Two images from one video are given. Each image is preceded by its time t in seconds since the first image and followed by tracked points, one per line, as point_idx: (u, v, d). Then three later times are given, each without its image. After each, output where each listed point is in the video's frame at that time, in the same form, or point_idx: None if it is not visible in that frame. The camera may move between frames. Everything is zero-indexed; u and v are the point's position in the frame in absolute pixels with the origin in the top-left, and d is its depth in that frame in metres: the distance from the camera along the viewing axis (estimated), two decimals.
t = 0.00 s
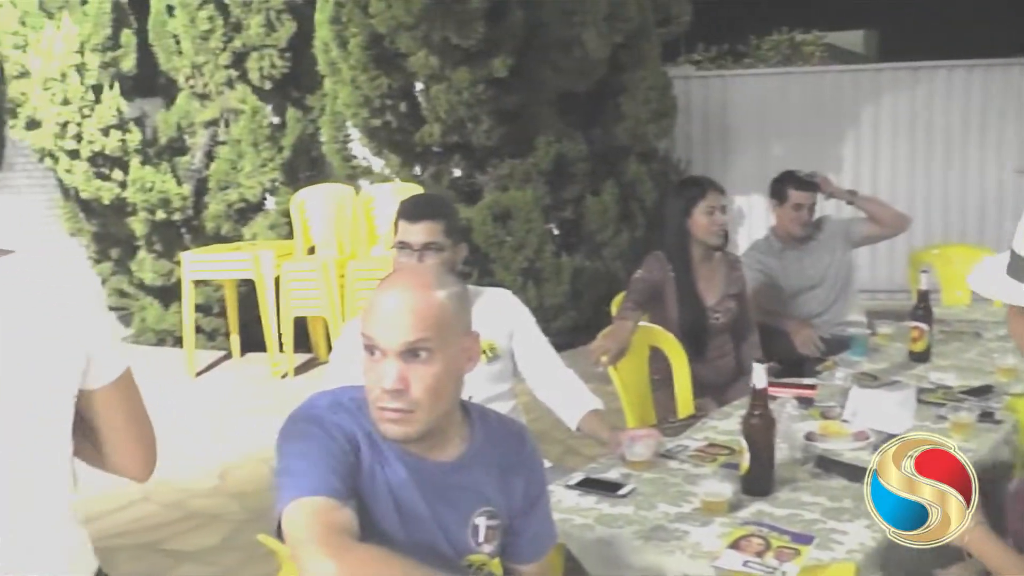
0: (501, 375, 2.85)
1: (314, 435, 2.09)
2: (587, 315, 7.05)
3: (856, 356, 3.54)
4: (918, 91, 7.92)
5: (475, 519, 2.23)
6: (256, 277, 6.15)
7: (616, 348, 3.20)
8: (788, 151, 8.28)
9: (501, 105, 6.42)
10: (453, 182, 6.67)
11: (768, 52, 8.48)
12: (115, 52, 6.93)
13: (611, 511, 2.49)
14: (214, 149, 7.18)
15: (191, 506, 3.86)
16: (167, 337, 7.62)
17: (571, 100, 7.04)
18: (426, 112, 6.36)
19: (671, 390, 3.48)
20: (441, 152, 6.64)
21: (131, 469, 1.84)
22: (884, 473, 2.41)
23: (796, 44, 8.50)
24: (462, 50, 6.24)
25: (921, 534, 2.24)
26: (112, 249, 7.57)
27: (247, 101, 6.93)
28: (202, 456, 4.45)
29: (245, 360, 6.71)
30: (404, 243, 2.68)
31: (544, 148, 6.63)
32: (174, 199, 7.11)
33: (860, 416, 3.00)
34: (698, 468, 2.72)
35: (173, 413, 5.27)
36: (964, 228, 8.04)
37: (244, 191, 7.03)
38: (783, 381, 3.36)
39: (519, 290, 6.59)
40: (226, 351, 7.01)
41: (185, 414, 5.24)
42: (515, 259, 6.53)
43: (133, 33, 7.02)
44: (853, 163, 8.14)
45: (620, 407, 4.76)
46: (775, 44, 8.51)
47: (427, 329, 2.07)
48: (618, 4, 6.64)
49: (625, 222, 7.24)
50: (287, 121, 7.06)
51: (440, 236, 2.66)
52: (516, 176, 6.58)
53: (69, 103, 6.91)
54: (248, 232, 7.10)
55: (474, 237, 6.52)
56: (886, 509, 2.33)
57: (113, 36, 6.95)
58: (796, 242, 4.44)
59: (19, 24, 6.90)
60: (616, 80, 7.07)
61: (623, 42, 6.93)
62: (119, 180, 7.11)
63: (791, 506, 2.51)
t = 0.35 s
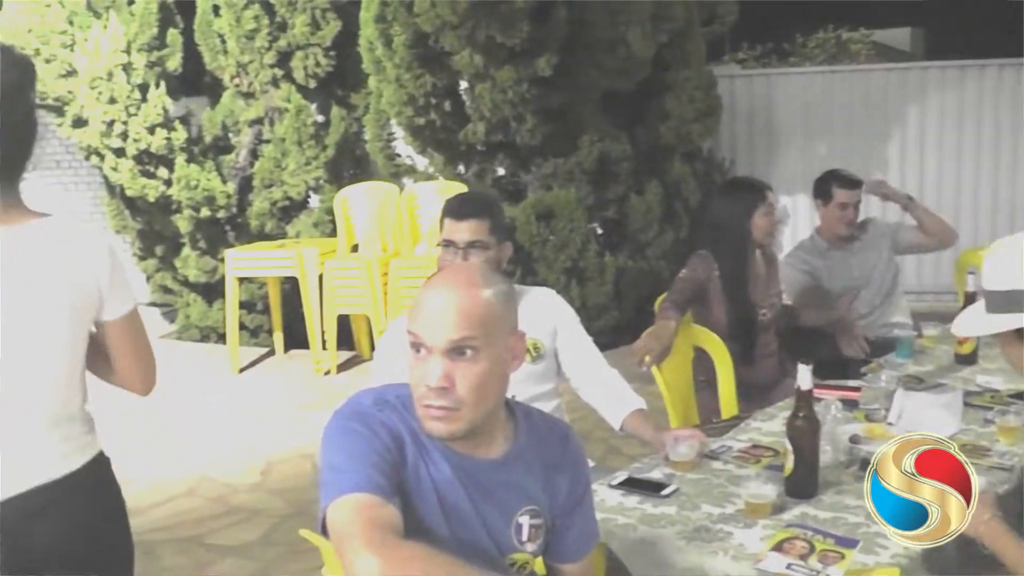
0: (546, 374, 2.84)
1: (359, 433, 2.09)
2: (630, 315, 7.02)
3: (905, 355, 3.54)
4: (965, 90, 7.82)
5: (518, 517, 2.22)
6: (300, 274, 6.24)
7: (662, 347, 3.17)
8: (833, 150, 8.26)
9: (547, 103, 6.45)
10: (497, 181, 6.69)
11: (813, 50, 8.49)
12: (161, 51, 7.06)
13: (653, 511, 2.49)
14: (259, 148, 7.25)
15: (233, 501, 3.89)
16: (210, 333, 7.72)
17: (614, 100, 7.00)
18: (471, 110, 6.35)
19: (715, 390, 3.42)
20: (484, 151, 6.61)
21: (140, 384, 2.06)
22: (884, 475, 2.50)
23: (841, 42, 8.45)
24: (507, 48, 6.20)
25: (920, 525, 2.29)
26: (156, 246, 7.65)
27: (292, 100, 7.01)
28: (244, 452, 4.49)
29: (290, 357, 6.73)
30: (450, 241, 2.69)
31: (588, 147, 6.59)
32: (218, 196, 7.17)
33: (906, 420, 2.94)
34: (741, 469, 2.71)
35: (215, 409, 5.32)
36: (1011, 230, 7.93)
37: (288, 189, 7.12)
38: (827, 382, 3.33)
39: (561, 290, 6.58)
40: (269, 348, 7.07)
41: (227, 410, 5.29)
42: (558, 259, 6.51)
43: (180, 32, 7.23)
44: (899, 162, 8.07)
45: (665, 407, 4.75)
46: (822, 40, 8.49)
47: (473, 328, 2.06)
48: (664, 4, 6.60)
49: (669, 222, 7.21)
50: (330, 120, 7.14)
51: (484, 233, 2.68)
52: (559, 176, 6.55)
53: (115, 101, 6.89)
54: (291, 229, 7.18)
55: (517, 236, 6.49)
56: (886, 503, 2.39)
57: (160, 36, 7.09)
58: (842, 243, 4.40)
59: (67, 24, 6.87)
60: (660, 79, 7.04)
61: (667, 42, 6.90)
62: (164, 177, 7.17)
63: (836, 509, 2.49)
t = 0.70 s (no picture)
0: (575, 372, 2.84)
1: (390, 432, 2.09)
2: (659, 314, 6.99)
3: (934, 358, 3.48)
4: (998, 90, 7.72)
5: (548, 517, 2.22)
6: (329, 270, 6.23)
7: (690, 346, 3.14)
8: (864, 150, 8.14)
9: (576, 103, 6.38)
10: (526, 179, 6.69)
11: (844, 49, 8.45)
12: (192, 50, 7.10)
13: (683, 511, 2.48)
14: (289, 146, 7.27)
15: (261, 498, 3.91)
16: (240, 330, 7.71)
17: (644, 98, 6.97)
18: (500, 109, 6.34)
19: (745, 391, 3.38)
20: (514, 149, 6.60)
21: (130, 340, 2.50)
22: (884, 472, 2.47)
23: (872, 41, 8.45)
24: (536, 48, 6.18)
25: (921, 531, 2.28)
26: (185, 243, 7.68)
27: (322, 98, 6.97)
28: (271, 449, 4.51)
29: (319, 354, 6.75)
30: (484, 240, 2.69)
31: (617, 147, 6.57)
32: (248, 194, 7.17)
33: (937, 420, 2.93)
34: (771, 470, 2.69)
35: (242, 405, 5.35)
36: None
37: (317, 187, 7.07)
38: (857, 384, 3.31)
39: (590, 289, 6.57)
40: (297, 345, 7.09)
41: (254, 406, 5.32)
42: (588, 258, 6.50)
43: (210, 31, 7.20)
44: (931, 162, 7.97)
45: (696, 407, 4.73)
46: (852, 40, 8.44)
47: (504, 327, 2.06)
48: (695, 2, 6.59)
49: (699, 221, 7.16)
50: (360, 118, 7.10)
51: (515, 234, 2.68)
52: (589, 174, 6.57)
53: (146, 100, 7.03)
54: (321, 227, 7.16)
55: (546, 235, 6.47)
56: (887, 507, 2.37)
57: (192, 35, 7.12)
58: (873, 242, 4.37)
59: (99, 23, 7.10)
60: (691, 78, 7.03)
61: (697, 41, 6.89)
62: (194, 176, 7.22)
63: (866, 511, 2.46)
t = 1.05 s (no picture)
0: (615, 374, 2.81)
1: (431, 430, 2.09)
2: (697, 314, 6.96)
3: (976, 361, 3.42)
4: None
5: (586, 518, 2.20)
6: (367, 269, 6.25)
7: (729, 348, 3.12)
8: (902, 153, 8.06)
9: (614, 102, 6.41)
10: (565, 179, 6.68)
11: (883, 46, 8.52)
12: (232, 50, 7.15)
13: (721, 512, 2.46)
14: (327, 145, 7.33)
15: (298, 494, 3.92)
16: (277, 328, 7.77)
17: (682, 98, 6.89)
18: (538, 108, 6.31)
19: (784, 393, 3.40)
20: (552, 148, 6.58)
21: (120, 308, 2.82)
22: (882, 472, 2.43)
23: (913, 39, 8.54)
24: (576, 46, 6.18)
25: (925, 531, 2.23)
26: (224, 241, 7.80)
27: (360, 97, 6.99)
28: (306, 447, 4.51)
29: (356, 353, 6.74)
30: (540, 246, 2.58)
31: (656, 146, 6.56)
32: (287, 192, 7.16)
33: (978, 426, 2.88)
34: (810, 473, 2.66)
35: (276, 403, 5.38)
36: None
37: (355, 185, 7.08)
38: (896, 387, 3.26)
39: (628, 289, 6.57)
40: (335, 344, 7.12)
41: (288, 404, 5.34)
42: (625, 258, 6.49)
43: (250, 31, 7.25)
44: (972, 164, 7.86)
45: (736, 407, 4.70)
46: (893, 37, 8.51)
47: (548, 327, 2.03)
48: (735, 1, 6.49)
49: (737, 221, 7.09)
50: (398, 116, 7.09)
51: (566, 242, 2.60)
52: (628, 174, 6.54)
53: (186, 99, 7.06)
54: (359, 225, 7.19)
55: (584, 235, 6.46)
56: (889, 506, 2.32)
57: (232, 34, 7.18)
58: (910, 246, 4.36)
59: (140, 24, 7.17)
60: (729, 77, 6.91)
61: (736, 40, 6.78)
62: (233, 174, 7.21)
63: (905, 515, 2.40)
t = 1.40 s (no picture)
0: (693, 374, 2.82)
1: (509, 428, 1.98)
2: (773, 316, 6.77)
3: None
4: None
5: (665, 518, 2.03)
6: (444, 268, 6.19)
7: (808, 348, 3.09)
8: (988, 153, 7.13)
9: (693, 100, 6.22)
10: (642, 179, 6.55)
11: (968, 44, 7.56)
12: (312, 49, 7.16)
13: (800, 518, 2.41)
14: (405, 142, 7.31)
15: (373, 490, 3.94)
16: (353, 325, 7.72)
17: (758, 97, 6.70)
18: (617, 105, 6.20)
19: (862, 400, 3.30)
20: (630, 147, 6.50)
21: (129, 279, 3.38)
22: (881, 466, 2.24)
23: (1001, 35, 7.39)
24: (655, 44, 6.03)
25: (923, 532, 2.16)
26: (302, 237, 7.86)
27: (438, 95, 6.97)
28: (386, 441, 4.57)
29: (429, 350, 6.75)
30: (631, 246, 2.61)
31: (734, 146, 6.39)
32: (364, 189, 7.17)
33: None
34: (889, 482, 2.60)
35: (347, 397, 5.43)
36: None
37: (432, 183, 7.07)
38: (977, 395, 3.18)
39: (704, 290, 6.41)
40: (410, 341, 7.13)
41: (359, 399, 5.38)
42: (702, 258, 6.33)
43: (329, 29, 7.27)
44: None
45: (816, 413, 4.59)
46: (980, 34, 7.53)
47: (629, 326, 1.85)
48: None
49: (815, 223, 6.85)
50: (476, 115, 7.03)
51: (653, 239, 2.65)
52: (705, 174, 6.38)
53: (265, 98, 7.17)
54: (436, 223, 7.15)
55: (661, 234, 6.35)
56: (885, 507, 2.21)
57: (311, 33, 7.20)
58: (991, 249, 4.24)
59: (221, 24, 7.31)
60: (808, 75, 6.75)
61: (818, 37, 6.58)
62: (311, 171, 7.27)
63: (989, 526, 2.31)
